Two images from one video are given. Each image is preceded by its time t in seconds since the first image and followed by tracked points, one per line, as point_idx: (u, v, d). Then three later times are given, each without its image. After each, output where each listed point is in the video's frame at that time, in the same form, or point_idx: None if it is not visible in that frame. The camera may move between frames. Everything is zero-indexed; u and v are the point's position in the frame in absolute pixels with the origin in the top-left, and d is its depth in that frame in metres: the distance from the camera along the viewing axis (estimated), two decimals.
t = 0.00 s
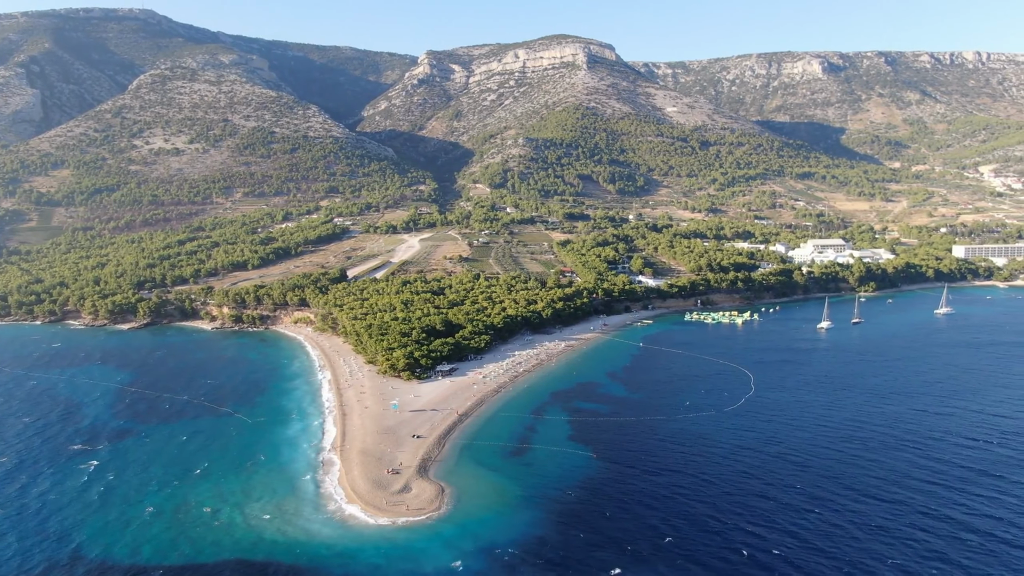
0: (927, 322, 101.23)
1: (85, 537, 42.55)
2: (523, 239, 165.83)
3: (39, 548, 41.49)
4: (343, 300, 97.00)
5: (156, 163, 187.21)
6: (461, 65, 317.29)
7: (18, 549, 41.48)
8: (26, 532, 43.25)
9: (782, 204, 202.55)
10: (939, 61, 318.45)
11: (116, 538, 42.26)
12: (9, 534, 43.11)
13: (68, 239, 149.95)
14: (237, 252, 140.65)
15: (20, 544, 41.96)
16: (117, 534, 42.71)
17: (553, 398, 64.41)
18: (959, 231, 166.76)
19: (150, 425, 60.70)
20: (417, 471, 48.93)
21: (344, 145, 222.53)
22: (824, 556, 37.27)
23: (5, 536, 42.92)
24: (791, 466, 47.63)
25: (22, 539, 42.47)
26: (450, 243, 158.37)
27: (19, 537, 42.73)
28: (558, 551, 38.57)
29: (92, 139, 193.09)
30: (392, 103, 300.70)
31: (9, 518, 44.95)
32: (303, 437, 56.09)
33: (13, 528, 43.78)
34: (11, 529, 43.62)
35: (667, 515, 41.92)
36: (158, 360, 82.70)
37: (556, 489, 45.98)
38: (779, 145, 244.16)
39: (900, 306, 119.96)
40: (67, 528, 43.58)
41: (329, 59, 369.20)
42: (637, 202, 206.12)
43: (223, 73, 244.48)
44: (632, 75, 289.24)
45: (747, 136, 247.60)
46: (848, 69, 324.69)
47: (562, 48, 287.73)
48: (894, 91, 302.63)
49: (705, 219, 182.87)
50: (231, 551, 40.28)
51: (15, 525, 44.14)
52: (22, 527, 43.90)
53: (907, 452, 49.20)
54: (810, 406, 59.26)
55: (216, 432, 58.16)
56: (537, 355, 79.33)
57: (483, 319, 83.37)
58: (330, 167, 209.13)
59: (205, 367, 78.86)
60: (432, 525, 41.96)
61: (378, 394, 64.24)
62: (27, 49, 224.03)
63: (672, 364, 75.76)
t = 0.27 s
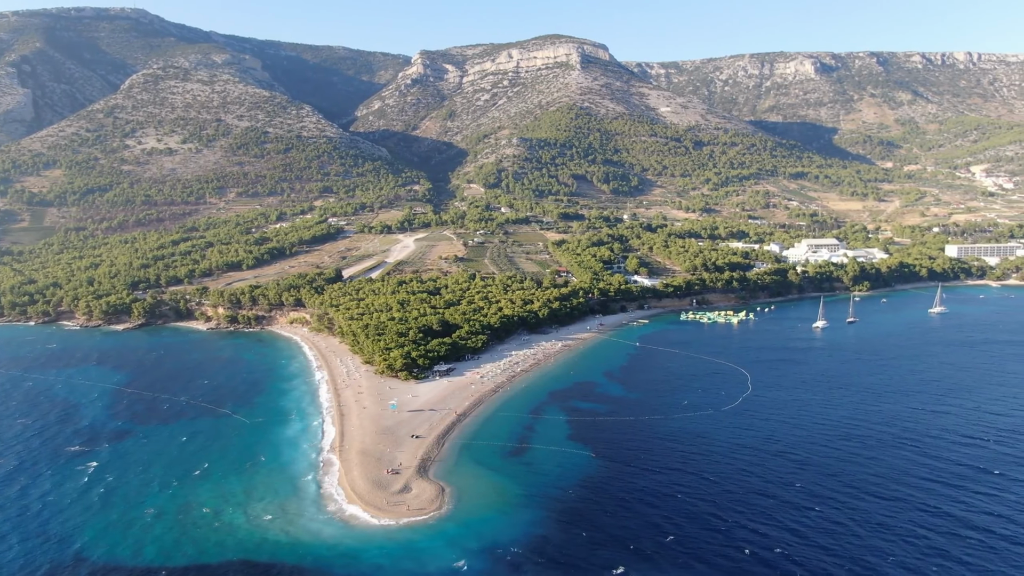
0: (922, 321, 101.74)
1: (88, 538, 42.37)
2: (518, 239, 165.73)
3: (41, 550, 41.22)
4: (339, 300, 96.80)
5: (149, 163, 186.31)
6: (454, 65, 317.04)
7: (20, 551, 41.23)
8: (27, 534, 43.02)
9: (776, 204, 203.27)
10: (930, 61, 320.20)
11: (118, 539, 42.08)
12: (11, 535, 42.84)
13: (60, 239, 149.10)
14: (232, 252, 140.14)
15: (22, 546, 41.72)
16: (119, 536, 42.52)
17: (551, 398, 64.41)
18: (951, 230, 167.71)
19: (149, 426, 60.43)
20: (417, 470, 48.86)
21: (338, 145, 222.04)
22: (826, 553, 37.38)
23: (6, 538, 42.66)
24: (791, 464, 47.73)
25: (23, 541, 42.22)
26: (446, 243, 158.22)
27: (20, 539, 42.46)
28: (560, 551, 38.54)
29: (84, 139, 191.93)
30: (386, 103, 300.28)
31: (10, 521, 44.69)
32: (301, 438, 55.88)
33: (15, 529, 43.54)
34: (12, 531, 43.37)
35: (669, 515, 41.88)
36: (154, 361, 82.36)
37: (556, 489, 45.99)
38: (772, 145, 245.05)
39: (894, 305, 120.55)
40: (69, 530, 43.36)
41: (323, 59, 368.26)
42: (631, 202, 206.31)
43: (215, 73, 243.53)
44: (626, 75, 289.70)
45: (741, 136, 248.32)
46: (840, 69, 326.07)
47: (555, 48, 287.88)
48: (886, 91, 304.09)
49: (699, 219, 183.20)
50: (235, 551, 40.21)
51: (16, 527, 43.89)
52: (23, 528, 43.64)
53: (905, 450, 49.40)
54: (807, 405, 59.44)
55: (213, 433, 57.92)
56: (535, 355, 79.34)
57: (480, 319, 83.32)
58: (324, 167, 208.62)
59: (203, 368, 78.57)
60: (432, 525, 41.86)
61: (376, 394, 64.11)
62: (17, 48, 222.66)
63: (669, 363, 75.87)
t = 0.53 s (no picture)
0: (916, 320, 102.25)
1: (91, 539, 42.20)
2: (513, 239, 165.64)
3: (44, 551, 41.09)
4: (335, 300, 96.58)
5: (142, 163, 185.43)
6: (448, 65, 316.83)
7: (23, 553, 41.13)
8: (29, 536, 42.88)
9: (770, 203, 203.88)
10: (921, 62, 321.99)
11: (121, 540, 41.96)
12: (13, 537, 42.67)
13: (53, 240, 148.27)
14: (227, 252, 139.67)
15: (23, 548, 41.52)
16: (122, 536, 42.39)
17: (549, 398, 64.43)
18: (944, 230, 168.65)
19: (149, 427, 60.22)
20: (417, 471, 48.78)
21: (332, 144, 221.56)
22: (827, 551, 37.51)
23: (8, 539, 42.51)
24: (791, 463, 47.84)
25: (25, 543, 42.02)
26: (441, 243, 158.06)
27: (23, 541, 42.33)
28: (562, 551, 38.57)
29: (76, 139, 190.84)
30: (380, 103, 299.73)
31: (11, 522, 44.51)
32: (298, 439, 55.67)
33: (17, 531, 43.39)
34: (14, 533, 43.20)
35: (668, 514, 42.07)
36: (148, 361, 81.97)
37: (556, 488, 45.97)
38: (765, 145, 245.84)
39: (888, 304, 120.99)
40: (72, 530, 43.24)
41: (316, 58, 367.27)
42: (626, 201, 206.57)
43: (208, 72, 242.62)
44: (620, 75, 290.13)
45: (734, 136, 249.09)
46: (832, 70, 327.44)
47: (549, 48, 288.04)
48: (878, 91, 305.55)
49: (693, 219, 183.58)
50: (238, 551, 40.14)
51: (18, 528, 43.75)
52: (25, 530, 43.47)
53: (903, 448, 49.61)
54: (805, 404, 59.61)
55: (210, 434, 57.64)
56: (532, 355, 79.37)
57: (476, 319, 83.26)
58: (318, 167, 208.14)
59: (200, 368, 78.29)
60: (433, 525, 41.76)
61: (374, 394, 63.98)
62: (8, 47, 221.29)
63: (666, 362, 75.98)
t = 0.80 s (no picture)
0: (910, 319, 102.79)
1: (92, 541, 42.01)
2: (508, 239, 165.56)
3: (45, 553, 40.88)
4: (331, 300, 96.36)
5: (134, 163, 184.51)
6: (441, 64, 316.53)
7: (24, 554, 40.89)
8: (30, 537, 42.63)
9: (763, 203, 204.52)
10: (913, 62, 323.64)
11: (118, 541, 41.77)
12: (13, 539, 42.44)
13: (45, 240, 147.40)
14: (221, 252, 139.19)
15: (23, 550, 41.29)
16: (124, 537, 42.23)
17: (547, 397, 64.44)
18: (936, 229, 169.55)
19: (148, 427, 59.96)
20: (417, 471, 48.71)
21: (326, 144, 221.08)
22: (826, 550, 37.65)
23: (9, 541, 42.25)
24: (789, 462, 48.00)
25: (26, 545, 41.79)
26: (436, 243, 157.89)
27: (24, 542, 42.08)
28: (565, 550, 38.62)
29: (68, 139, 189.75)
30: (373, 103, 299.18)
31: (12, 523, 44.24)
32: (295, 439, 55.52)
33: (18, 532, 43.14)
34: (15, 535, 42.95)
35: (668, 513, 42.18)
36: (141, 362, 81.59)
37: (556, 488, 46.00)
38: (758, 145, 246.65)
39: (882, 303, 121.51)
40: (73, 532, 43.02)
41: (309, 58, 366.22)
42: (620, 201, 206.83)
43: (201, 72, 241.65)
44: (613, 75, 290.49)
45: (728, 136, 249.80)
46: (825, 70, 328.74)
47: (543, 48, 288.13)
48: (870, 92, 306.94)
49: (687, 219, 183.98)
50: (239, 552, 40.02)
51: (19, 530, 43.49)
52: (26, 532, 43.24)
53: (900, 447, 49.84)
54: (802, 403, 59.81)
55: (206, 435, 57.40)
56: (529, 355, 79.37)
57: (473, 319, 83.21)
58: (312, 167, 207.63)
59: (196, 368, 77.93)
60: (434, 525, 41.71)
61: (371, 394, 63.86)
62: None
63: (663, 362, 76.13)
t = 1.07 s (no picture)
0: (904, 319, 103.32)
1: (94, 542, 41.79)
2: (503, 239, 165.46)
3: (47, 555, 40.65)
4: (327, 300, 96.14)
5: (126, 163, 183.59)
6: (434, 64, 316.32)
7: (25, 556, 40.64)
8: (31, 539, 42.38)
9: (757, 203, 205.13)
10: (904, 62, 325.34)
11: (116, 543, 41.61)
12: (14, 541, 42.17)
13: (37, 241, 146.59)
14: (215, 253, 138.68)
15: (24, 552, 41.04)
16: (126, 538, 42.06)
17: (544, 397, 64.46)
18: (929, 229, 170.44)
19: (147, 428, 59.71)
20: (416, 471, 48.62)
21: (320, 144, 220.53)
22: (826, 549, 37.72)
23: (10, 543, 41.98)
24: (788, 461, 48.13)
25: (27, 547, 41.54)
26: (431, 243, 157.73)
27: (25, 544, 41.82)
28: (567, 549, 38.66)
29: (60, 139, 188.64)
30: (366, 102, 298.62)
31: (12, 526, 43.96)
32: (293, 440, 55.36)
33: (19, 534, 42.89)
34: (15, 537, 42.69)
35: (669, 512, 42.25)
36: (135, 363, 81.27)
37: (555, 487, 45.97)
38: (751, 145, 247.41)
39: (876, 303, 122.03)
40: (71, 533, 42.84)
41: (302, 58, 365.16)
42: (614, 201, 207.04)
43: (193, 72, 240.67)
44: (607, 75, 290.94)
45: (721, 136, 250.58)
46: (817, 70, 330.12)
47: (536, 48, 288.28)
48: (862, 92, 308.43)
49: (681, 218, 184.34)
50: (238, 553, 39.90)
51: (20, 532, 43.22)
52: (28, 534, 43.00)
53: (896, 445, 50.02)
54: (799, 402, 60.02)
55: (203, 436, 57.19)
56: (525, 354, 79.35)
57: (469, 319, 83.12)
58: (305, 167, 207.13)
59: (193, 369, 77.63)
60: (434, 526, 41.62)
61: (369, 394, 63.73)
62: None
63: (659, 362, 76.20)
